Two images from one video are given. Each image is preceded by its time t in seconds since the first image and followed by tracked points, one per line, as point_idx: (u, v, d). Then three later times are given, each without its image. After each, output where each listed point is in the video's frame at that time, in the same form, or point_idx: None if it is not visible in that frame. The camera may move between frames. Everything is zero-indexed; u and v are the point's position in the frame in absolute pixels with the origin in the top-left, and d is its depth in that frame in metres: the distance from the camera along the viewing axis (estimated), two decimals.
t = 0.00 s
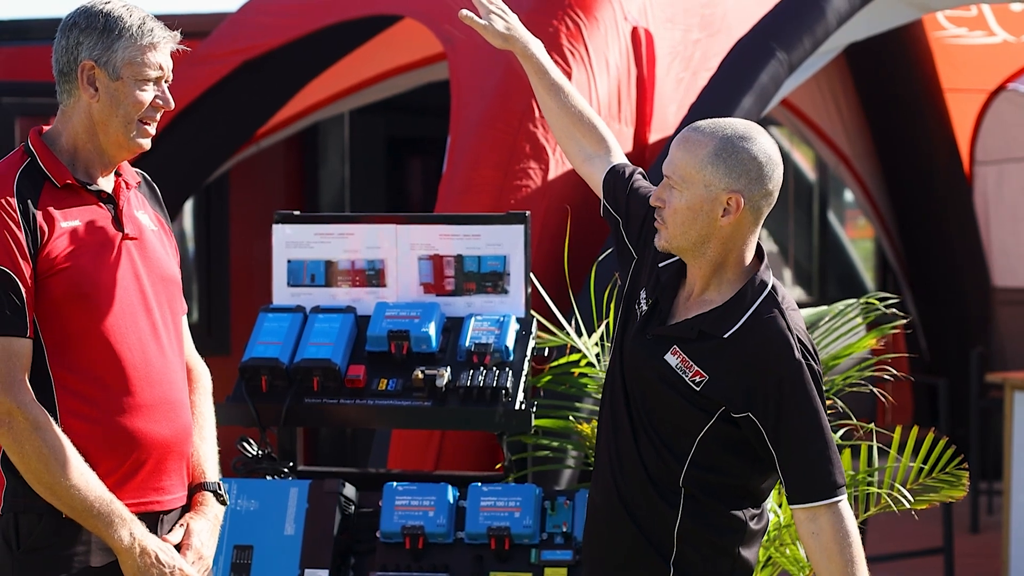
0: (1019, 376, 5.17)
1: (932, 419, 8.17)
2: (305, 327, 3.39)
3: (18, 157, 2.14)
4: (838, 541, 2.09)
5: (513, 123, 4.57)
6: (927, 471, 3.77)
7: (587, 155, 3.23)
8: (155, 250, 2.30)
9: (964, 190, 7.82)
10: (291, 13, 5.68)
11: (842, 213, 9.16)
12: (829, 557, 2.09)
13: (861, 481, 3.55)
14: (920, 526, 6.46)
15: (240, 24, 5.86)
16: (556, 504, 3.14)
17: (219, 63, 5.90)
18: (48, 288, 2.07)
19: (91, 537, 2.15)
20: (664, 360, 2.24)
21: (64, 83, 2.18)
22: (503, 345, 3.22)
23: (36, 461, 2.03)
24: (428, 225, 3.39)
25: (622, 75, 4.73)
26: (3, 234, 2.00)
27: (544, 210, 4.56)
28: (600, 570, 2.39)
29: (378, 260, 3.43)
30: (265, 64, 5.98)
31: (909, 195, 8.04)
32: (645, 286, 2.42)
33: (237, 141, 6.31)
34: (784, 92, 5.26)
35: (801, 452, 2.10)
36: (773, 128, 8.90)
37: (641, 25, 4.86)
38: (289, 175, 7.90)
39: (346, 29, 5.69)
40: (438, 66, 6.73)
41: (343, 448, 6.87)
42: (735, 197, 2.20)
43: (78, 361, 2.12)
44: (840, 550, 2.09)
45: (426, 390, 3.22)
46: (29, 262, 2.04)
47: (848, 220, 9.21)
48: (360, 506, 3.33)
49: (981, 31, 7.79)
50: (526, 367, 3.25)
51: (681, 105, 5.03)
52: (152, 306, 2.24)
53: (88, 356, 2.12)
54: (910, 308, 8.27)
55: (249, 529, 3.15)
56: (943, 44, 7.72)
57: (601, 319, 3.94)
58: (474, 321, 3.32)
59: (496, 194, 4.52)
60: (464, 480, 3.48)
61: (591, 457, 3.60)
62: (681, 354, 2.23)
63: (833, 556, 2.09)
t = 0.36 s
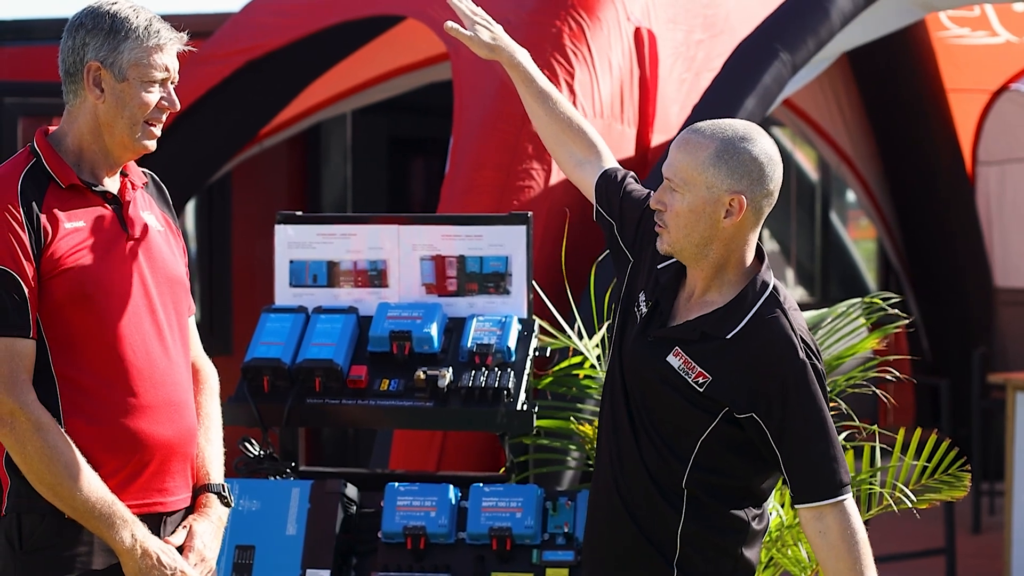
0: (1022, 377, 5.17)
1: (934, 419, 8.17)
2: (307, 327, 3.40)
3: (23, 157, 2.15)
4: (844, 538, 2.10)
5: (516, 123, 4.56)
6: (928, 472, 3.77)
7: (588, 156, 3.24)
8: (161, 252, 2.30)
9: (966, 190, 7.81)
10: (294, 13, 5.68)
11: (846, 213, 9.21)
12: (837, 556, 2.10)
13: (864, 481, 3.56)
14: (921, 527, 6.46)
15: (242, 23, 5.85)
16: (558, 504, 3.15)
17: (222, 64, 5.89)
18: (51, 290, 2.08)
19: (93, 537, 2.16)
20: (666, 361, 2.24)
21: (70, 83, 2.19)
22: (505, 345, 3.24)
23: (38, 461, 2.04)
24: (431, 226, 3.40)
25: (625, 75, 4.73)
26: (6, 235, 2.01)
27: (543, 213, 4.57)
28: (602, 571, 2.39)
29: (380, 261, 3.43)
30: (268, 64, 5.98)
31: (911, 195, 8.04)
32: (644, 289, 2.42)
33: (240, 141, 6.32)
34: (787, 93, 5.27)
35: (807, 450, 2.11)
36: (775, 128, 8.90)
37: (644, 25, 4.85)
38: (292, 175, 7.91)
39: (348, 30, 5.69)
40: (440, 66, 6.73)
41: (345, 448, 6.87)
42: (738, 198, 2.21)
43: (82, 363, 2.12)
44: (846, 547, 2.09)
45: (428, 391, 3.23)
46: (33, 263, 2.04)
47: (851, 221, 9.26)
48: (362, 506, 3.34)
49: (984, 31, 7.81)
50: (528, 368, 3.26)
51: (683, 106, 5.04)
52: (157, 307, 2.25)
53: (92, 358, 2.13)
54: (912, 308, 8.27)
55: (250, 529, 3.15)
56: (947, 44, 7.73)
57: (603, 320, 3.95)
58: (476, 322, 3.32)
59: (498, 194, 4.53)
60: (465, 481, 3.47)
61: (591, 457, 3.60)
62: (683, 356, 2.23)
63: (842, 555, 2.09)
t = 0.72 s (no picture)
0: None
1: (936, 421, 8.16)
2: (310, 328, 3.39)
3: (27, 157, 2.15)
4: (926, 428, 2.06)
5: (519, 125, 4.54)
6: (932, 476, 3.76)
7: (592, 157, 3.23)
8: (165, 251, 2.30)
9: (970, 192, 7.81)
10: (298, 15, 5.68)
11: (848, 215, 9.28)
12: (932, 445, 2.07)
13: (867, 486, 3.54)
14: (923, 530, 6.45)
15: (246, 24, 5.86)
16: (560, 506, 3.16)
17: (225, 64, 5.90)
18: (54, 289, 2.08)
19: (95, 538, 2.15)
20: (674, 348, 2.22)
21: (74, 82, 2.19)
22: (508, 347, 3.23)
23: (40, 461, 2.04)
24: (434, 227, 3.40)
25: (628, 77, 4.74)
26: (9, 235, 2.01)
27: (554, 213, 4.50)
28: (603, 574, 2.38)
29: (383, 262, 3.43)
30: (271, 64, 5.99)
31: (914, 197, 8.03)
32: (618, 305, 2.37)
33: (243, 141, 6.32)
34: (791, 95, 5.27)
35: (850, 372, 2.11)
36: (779, 131, 8.90)
37: (648, 27, 4.84)
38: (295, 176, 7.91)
39: (352, 31, 5.70)
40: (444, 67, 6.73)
41: (347, 449, 6.87)
42: (729, 168, 2.27)
43: (84, 363, 2.12)
44: (932, 437, 2.06)
45: (430, 392, 3.22)
46: (36, 262, 2.04)
47: (855, 223, 9.33)
48: (364, 507, 3.34)
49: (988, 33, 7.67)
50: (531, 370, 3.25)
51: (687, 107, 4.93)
52: (161, 307, 2.24)
53: (95, 357, 2.13)
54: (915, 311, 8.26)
55: (252, 530, 3.15)
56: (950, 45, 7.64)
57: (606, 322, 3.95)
58: (479, 323, 3.32)
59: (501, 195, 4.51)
60: (467, 482, 3.48)
61: (594, 459, 3.60)
62: (689, 335, 2.21)
63: (935, 444, 2.06)
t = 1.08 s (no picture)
0: None
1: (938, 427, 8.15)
2: (313, 329, 3.40)
3: (30, 157, 2.16)
4: (903, 171, 2.04)
5: (523, 127, 4.55)
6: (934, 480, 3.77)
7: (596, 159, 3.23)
8: (169, 251, 2.31)
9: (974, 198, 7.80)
10: (303, 16, 5.70)
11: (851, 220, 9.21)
12: (921, 179, 2.03)
13: (870, 490, 3.55)
14: (924, 535, 6.44)
15: (251, 26, 5.87)
16: (561, 508, 3.16)
17: (231, 64, 5.92)
18: (57, 289, 2.08)
19: (97, 536, 2.16)
20: (673, 332, 2.21)
21: (78, 82, 2.19)
22: (510, 349, 3.23)
23: (42, 461, 2.04)
24: (437, 229, 3.40)
25: (632, 80, 4.73)
26: (13, 234, 2.02)
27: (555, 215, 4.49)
28: None
29: (386, 263, 3.44)
30: (275, 66, 6.00)
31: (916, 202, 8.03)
32: (600, 340, 2.31)
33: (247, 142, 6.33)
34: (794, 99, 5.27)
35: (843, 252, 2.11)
36: (781, 136, 8.92)
37: (652, 30, 4.83)
38: (298, 177, 7.92)
39: (357, 33, 5.71)
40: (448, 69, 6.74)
41: (348, 450, 6.87)
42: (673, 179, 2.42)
43: (87, 362, 2.13)
44: (910, 170, 2.03)
45: (432, 394, 3.23)
46: (39, 261, 2.05)
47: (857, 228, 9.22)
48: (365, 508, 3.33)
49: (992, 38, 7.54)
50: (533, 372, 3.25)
51: (691, 112, 4.92)
52: (164, 307, 2.25)
53: (98, 357, 2.13)
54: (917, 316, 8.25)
55: (253, 530, 3.16)
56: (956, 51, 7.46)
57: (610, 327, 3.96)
58: (481, 325, 3.32)
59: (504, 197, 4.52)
60: (469, 484, 3.48)
61: (596, 462, 3.61)
62: (682, 315, 2.21)
63: (922, 168, 2.03)
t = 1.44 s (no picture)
0: None
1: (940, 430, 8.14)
2: (316, 330, 3.40)
3: (33, 157, 2.16)
4: (876, 146, 2.04)
5: (526, 129, 4.55)
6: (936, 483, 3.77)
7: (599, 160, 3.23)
8: (170, 251, 2.31)
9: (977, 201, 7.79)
10: (307, 18, 5.70)
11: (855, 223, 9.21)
12: (895, 151, 2.04)
13: (872, 492, 3.55)
14: (926, 538, 6.43)
15: (254, 27, 5.87)
16: (563, 509, 3.15)
17: (234, 65, 5.92)
18: (59, 289, 2.08)
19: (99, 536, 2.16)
20: (664, 333, 2.20)
21: (81, 83, 2.19)
22: (513, 350, 3.23)
23: (45, 461, 2.04)
24: (440, 230, 3.40)
25: (636, 82, 4.72)
26: (15, 235, 2.02)
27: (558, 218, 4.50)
28: None
29: (389, 264, 3.44)
30: (279, 67, 6.00)
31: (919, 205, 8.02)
32: (592, 351, 2.30)
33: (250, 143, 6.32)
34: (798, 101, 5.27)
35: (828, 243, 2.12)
36: (785, 138, 8.91)
37: (657, 32, 4.82)
38: (301, 178, 7.92)
39: (361, 34, 5.71)
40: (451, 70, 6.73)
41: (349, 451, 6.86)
42: (646, 176, 2.29)
43: (89, 362, 2.13)
44: (880, 143, 2.04)
45: (435, 395, 3.23)
46: (42, 261, 2.05)
47: (860, 230, 9.23)
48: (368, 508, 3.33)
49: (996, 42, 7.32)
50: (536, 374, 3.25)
51: (695, 112, 4.93)
52: (165, 307, 2.25)
53: (100, 356, 2.13)
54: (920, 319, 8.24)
55: (256, 531, 3.15)
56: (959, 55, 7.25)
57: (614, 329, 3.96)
58: (484, 326, 3.33)
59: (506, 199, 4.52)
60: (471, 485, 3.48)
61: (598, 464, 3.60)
62: (673, 317, 2.21)
63: (895, 139, 2.03)
